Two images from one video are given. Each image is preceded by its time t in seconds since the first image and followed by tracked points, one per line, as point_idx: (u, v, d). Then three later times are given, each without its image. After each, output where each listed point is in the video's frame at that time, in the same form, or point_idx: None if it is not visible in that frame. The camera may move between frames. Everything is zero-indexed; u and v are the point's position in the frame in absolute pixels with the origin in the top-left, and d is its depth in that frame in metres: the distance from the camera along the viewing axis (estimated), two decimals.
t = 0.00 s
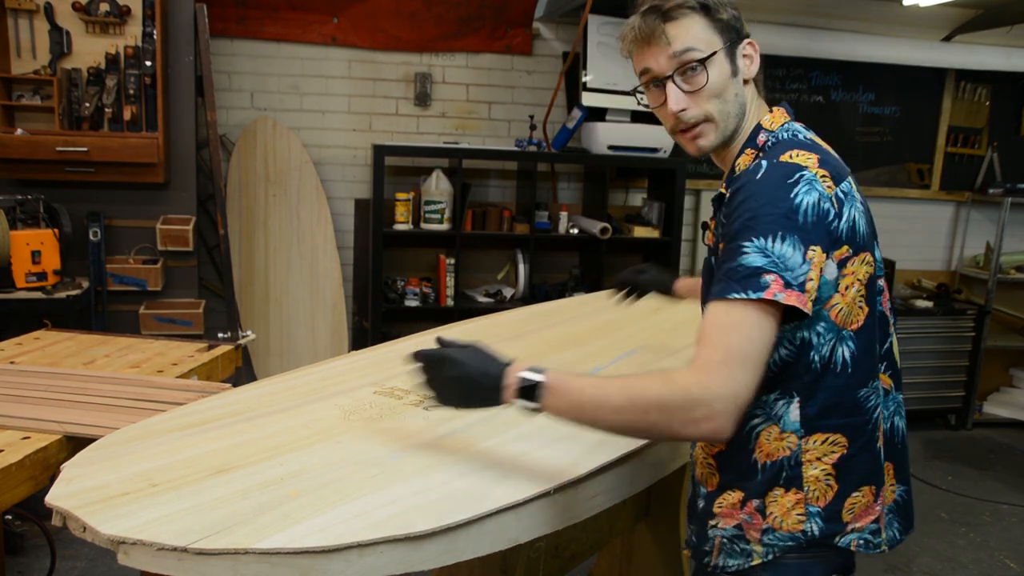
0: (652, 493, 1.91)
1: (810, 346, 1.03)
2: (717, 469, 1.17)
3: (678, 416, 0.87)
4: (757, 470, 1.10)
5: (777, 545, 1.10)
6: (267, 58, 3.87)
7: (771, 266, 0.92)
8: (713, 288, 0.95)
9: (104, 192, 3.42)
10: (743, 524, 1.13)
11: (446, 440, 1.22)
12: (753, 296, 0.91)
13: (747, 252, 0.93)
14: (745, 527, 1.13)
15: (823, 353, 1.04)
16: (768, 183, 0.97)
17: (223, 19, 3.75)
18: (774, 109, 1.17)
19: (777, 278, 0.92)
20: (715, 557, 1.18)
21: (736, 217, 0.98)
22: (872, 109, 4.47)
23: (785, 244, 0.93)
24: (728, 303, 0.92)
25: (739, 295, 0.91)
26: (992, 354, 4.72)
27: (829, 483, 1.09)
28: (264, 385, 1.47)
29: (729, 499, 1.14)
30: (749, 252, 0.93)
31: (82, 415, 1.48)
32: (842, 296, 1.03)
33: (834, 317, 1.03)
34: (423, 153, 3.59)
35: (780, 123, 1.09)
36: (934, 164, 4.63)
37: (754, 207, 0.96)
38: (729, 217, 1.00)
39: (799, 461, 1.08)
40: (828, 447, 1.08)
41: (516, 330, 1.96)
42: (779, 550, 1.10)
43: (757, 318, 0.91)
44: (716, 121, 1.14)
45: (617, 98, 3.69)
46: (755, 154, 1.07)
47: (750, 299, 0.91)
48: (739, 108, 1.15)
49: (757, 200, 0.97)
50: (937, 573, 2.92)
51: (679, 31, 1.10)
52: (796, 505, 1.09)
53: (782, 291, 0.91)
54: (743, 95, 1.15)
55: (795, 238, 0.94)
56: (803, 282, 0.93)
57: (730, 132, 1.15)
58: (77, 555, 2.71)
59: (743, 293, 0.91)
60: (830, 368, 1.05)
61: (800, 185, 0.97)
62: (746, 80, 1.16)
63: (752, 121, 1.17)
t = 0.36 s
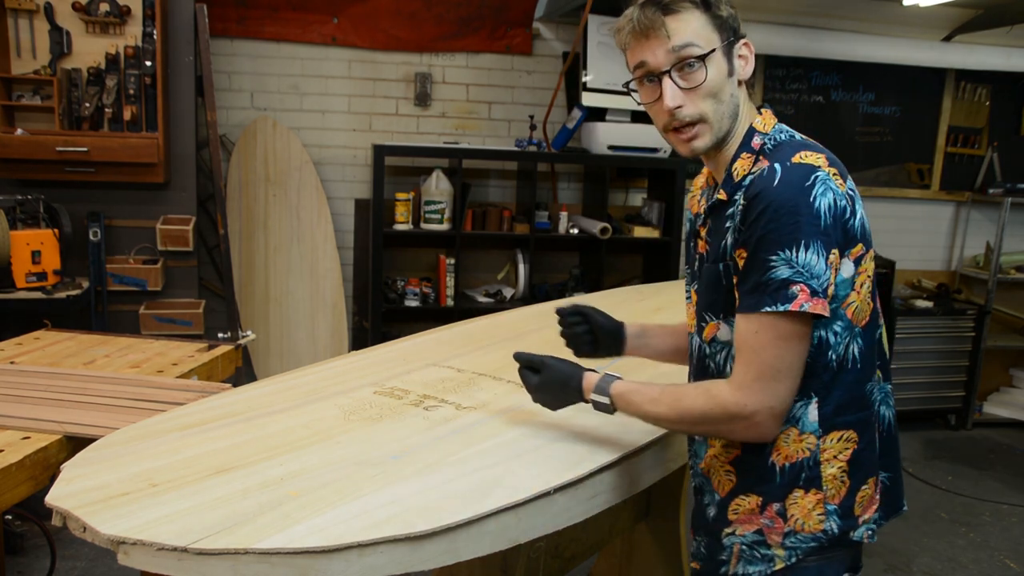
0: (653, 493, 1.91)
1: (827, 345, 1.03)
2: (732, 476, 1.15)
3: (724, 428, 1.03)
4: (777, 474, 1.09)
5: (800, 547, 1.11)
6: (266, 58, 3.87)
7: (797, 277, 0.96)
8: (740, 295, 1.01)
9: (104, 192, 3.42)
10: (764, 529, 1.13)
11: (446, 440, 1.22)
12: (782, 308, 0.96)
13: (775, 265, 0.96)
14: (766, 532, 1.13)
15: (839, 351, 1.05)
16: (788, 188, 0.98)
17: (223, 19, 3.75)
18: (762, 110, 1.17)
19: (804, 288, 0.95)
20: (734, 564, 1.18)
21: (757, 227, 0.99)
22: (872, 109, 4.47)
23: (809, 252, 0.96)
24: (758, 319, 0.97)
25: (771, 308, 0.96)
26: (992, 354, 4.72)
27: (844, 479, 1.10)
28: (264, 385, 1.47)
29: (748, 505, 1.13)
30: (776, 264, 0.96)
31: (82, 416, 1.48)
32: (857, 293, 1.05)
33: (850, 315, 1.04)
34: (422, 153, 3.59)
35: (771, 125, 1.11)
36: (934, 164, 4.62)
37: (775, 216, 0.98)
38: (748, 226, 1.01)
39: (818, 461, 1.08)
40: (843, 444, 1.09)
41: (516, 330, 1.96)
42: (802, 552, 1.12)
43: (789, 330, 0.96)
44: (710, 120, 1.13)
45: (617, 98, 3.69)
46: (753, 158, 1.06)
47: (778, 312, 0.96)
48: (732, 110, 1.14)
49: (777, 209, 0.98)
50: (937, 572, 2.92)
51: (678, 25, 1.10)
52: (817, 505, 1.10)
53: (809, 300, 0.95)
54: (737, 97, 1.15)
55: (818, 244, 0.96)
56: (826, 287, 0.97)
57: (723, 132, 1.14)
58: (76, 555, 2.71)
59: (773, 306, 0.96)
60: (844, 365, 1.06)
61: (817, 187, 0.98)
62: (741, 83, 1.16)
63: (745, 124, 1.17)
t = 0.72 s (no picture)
0: (653, 493, 1.91)
1: (827, 345, 1.03)
2: (737, 481, 1.15)
3: (731, 429, 1.03)
4: (780, 477, 1.09)
5: (808, 552, 1.11)
6: (267, 57, 3.87)
7: (790, 271, 0.95)
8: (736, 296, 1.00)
9: (104, 192, 3.42)
10: (771, 534, 1.12)
11: (446, 440, 1.22)
12: (776, 303, 0.95)
13: (767, 260, 0.96)
14: (774, 537, 1.12)
15: (839, 351, 1.04)
16: (777, 183, 0.98)
17: (223, 19, 3.75)
18: (751, 114, 1.14)
19: (796, 282, 0.95)
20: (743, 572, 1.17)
21: (748, 223, 0.99)
22: (872, 109, 4.47)
23: (800, 246, 0.95)
24: (752, 319, 0.97)
25: (763, 305, 0.96)
26: (992, 354, 4.72)
27: (849, 482, 1.10)
28: (264, 385, 1.47)
29: (755, 511, 1.13)
30: (768, 260, 0.96)
31: (82, 415, 1.48)
32: (855, 292, 1.05)
33: (848, 315, 1.04)
34: (423, 153, 3.59)
35: (761, 126, 1.11)
36: (934, 164, 4.62)
37: (766, 211, 0.98)
38: (740, 223, 1.01)
39: (821, 463, 1.08)
40: (846, 445, 1.09)
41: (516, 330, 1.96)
42: (811, 558, 1.11)
43: (787, 328, 0.96)
44: (682, 138, 1.11)
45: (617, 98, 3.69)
46: (745, 160, 1.06)
47: (772, 308, 0.95)
48: (704, 121, 1.10)
49: (768, 204, 0.98)
50: (937, 573, 2.92)
51: (633, 53, 1.08)
52: (822, 509, 1.10)
53: (802, 295, 0.95)
54: (708, 106, 1.10)
55: (809, 238, 0.96)
56: (818, 282, 0.97)
57: (699, 146, 1.12)
58: (77, 555, 2.71)
59: (766, 303, 0.95)
60: (846, 366, 1.06)
61: (807, 182, 0.98)
62: (715, 87, 1.10)
63: (726, 129, 1.12)
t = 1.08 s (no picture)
0: (653, 493, 1.91)
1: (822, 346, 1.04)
2: (737, 479, 1.15)
3: (755, 439, 1.01)
4: (778, 477, 1.10)
5: (805, 550, 1.11)
6: (267, 57, 3.87)
7: (792, 271, 0.95)
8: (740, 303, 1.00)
9: (105, 192, 3.42)
10: (769, 533, 1.13)
11: (446, 440, 1.22)
12: (782, 303, 0.94)
13: (768, 261, 0.96)
14: (771, 536, 1.13)
15: (835, 353, 1.05)
16: (770, 184, 1.00)
17: (223, 19, 3.75)
18: (742, 115, 1.15)
19: (801, 281, 0.94)
20: (740, 569, 1.17)
21: (746, 225, 1.00)
22: (872, 109, 4.47)
23: (798, 246, 0.96)
24: (760, 322, 0.97)
25: (769, 307, 0.95)
26: (992, 354, 4.72)
27: (848, 482, 1.11)
28: (264, 385, 1.47)
29: (752, 509, 1.14)
30: (769, 261, 0.96)
31: (82, 415, 1.48)
32: (849, 292, 1.04)
33: (843, 315, 1.04)
34: (423, 153, 3.59)
35: (754, 127, 1.11)
36: (934, 164, 4.62)
37: (762, 213, 0.98)
38: (737, 226, 1.01)
39: (819, 463, 1.09)
40: (845, 445, 1.10)
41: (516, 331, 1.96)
42: (808, 556, 1.11)
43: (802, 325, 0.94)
44: (655, 155, 1.14)
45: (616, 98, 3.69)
46: (738, 163, 1.07)
47: (779, 309, 0.94)
48: (673, 136, 1.12)
49: (763, 206, 0.98)
50: (937, 573, 2.92)
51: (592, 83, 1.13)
52: (821, 509, 1.10)
53: (806, 295, 0.94)
54: (675, 121, 1.11)
55: (806, 237, 0.96)
56: (818, 282, 0.96)
57: (675, 159, 1.14)
58: (77, 555, 2.71)
59: (772, 303, 0.94)
60: (842, 367, 1.07)
61: (801, 183, 0.99)
62: (680, 103, 1.10)
63: (701, 138, 1.13)
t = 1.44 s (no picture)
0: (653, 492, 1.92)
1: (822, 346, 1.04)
2: (736, 479, 1.15)
3: (780, 438, 0.98)
4: (779, 476, 1.11)
5: (805, 549, 1.12)
6: (266, 57, 3.88)
7: (804, 273, 0.94)
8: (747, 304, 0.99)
9: (105, 192, 3.42)
10: (768, 532, 1.13)
11: (446, 440, 1.22)
12: (794, 305, 0.93)
13: (777, 263, 0.95)
14: (771, 535, 1.13)
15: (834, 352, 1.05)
16: (778, 186, 0.99)
17: (222, 19, 3.75)
18: (746, 114, 1.15)
19: (812, 283, 0.94)
20: (738, 568, 1.17)
21: (753, 227, 0.99)
22: (872, 109, 4.47)
23: (808, 248, 0.95)
24: (777, 323, 0.95)
25: (780, 309, 0.94)
26: (992, 354, 4.72)
27: (848, 481, 1.11)
28: (263, 385, 1.47)
29: (750, 509, 1.14)
30: (779, 263, 0.95)
31: (81, 415, 1.48)
32: (849, 292, 1.04)
33: (844, 316, 1.04)
34: (422, 153, 3.59)
35: (758, 127, 1.11)
36: (934, 164, 4.62)
37: (771, 215, 0.97)
38: (744, 229, 1.00)
39: (819, 463, 1.10)
40: (845, 445, 1.10)
41: (516, 331, 1.96)
42: (808, 554, 1.12)
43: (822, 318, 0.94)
44: (650, 158, 1.17)
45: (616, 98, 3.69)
46: (741, 162, 1.07)
47: (792, 310, 0.93)
48: (665, 141, 1.14)
49: (772, 209, 0.98)
50: (937, 572, 2.92)
51: (587, 90, 1.18)
52: (820, 507, 1.11)
53: (818, 296, 0.93)
54: (666, 127, 1.12)
55: (816, 239, 0.96)
56: (830, 283, 0.96)
57: (670, 162, 1.16)
58: (77, 555, 2.71)
59: (784, 305, 0.93)
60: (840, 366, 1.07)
61: (807, 184, 0.99)
62: (668, 110, 1.11)
63: (695, 142, 1.14)
